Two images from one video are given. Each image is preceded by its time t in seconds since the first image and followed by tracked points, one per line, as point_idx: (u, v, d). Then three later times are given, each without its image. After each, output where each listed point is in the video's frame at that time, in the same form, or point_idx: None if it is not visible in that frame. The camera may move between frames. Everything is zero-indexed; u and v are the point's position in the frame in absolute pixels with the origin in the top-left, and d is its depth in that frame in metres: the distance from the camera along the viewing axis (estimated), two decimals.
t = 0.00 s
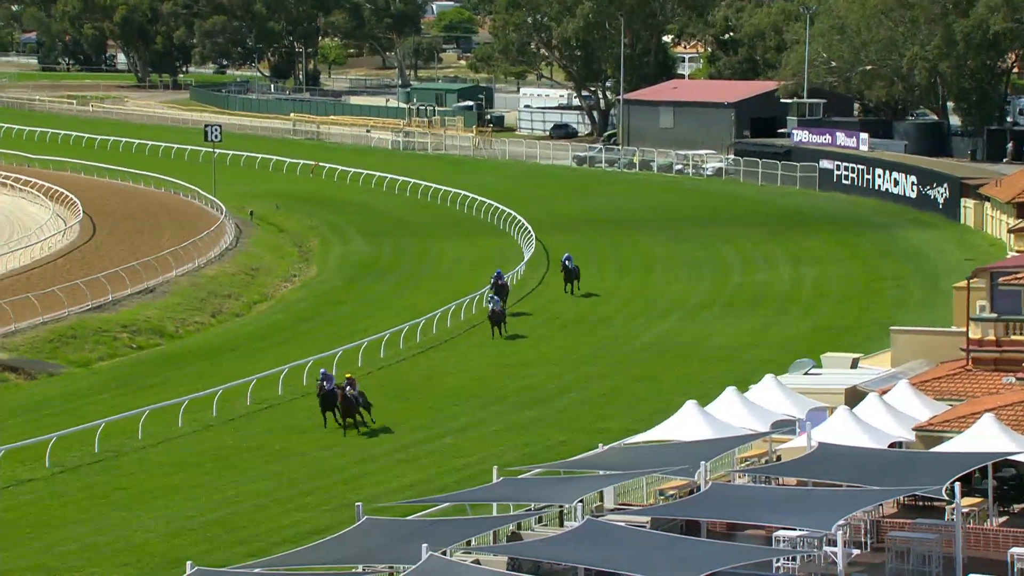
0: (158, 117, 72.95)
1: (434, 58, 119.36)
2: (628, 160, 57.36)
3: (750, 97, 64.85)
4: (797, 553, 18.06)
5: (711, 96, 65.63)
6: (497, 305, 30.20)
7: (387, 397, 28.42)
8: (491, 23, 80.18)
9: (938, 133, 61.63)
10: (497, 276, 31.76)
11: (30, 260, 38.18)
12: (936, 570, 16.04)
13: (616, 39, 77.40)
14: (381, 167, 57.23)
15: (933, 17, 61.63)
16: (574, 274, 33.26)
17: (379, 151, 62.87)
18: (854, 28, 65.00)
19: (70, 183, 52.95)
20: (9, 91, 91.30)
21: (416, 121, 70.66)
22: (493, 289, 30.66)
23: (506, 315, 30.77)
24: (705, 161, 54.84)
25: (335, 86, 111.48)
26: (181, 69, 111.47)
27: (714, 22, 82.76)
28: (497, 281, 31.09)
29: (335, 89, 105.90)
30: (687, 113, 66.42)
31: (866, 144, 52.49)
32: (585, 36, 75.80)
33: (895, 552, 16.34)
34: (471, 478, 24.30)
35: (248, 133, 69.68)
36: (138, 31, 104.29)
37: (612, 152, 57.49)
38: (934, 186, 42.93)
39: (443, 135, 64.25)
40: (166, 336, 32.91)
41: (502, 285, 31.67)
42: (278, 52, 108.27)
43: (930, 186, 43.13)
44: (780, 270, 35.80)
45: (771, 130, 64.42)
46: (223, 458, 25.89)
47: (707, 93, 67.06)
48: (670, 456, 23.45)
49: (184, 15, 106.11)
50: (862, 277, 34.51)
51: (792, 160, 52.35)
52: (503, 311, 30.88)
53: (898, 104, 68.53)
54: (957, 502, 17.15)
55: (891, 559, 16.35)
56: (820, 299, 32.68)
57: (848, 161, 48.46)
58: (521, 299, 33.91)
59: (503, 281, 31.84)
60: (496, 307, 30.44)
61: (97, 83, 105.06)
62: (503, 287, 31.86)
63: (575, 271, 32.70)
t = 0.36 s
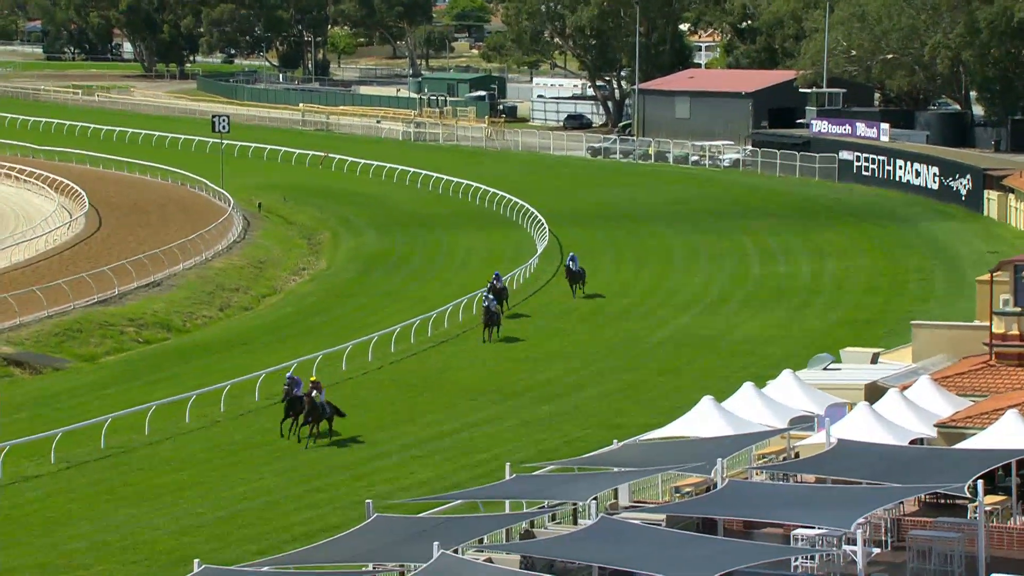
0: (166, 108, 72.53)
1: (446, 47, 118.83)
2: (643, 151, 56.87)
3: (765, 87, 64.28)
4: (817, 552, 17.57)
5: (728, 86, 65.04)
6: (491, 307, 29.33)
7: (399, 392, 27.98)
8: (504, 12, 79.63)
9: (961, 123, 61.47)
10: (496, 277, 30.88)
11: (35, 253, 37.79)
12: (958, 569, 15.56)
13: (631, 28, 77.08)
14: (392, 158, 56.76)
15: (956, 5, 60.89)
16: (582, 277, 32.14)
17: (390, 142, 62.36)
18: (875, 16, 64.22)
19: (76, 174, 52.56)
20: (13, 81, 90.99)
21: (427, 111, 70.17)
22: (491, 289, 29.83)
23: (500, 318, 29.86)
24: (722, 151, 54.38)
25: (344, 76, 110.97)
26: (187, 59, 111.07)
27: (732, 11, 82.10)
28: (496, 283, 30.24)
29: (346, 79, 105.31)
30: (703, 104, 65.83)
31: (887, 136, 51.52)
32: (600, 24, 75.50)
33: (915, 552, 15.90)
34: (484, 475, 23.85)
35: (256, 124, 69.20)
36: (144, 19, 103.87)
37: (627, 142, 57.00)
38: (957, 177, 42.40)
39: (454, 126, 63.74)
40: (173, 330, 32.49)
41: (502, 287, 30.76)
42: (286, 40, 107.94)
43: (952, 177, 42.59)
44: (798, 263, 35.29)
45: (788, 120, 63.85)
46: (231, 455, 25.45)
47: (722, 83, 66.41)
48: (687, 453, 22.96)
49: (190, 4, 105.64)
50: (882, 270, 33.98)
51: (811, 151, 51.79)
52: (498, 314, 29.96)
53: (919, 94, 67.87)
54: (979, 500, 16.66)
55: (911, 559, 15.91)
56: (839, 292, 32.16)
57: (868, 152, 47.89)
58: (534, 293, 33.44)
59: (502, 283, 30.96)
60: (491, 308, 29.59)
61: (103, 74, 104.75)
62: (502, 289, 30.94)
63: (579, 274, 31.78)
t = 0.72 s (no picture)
0: (174, 97, 72.17)
1: (459, 36, 118.28)
2: (660, 142, 56.38)
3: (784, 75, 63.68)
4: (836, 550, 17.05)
5: (747, 75, 64.39)
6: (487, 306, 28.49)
7: (410, 387, 27.51)
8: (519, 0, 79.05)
9: (985, 112, 60.53)
10: (495, 276, 30.07)
11: (41, 245, 37.37)
12: (983, 569, 15.15)
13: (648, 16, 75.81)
14: (404, 148, 56.33)
15: None
16: (584, 274, 31.11)
17: (402, 132, 61.81)
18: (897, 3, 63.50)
19: (83, 164, 52.20)
20: (18, 69, 90.68)
21: (439, 100, 69.73)
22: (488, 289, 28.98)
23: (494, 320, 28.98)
24: (740, 143, 53.92)
25: (355, 65, 110.54)
26: (195, 47, 110.73)
27: None
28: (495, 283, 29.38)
29: (358, 69, 104.67)
30: (721, 93, 65.12)
31: (909, 126, 51.54)
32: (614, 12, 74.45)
33: (937, 550, 15.49)
34: (497, 471, 23.39)
35: (266, 113, 68.80)
36: (152, 8, 103.51)
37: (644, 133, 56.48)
38: (980, 167, 41.77)
39: (467, 116, 63.28)
40: (181, 323, 32.06)
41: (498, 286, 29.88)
42: (296, 28, 107.54)
43: (975, 167, 41.97)
44: (818, 256, 34.76)
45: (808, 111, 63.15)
46: (240, 451, 25.01)
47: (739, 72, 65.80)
48: (704, 449, 22.48)
49: None
50: (905, 262, 33.43)
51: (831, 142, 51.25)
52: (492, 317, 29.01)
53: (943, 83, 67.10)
54: (1002, 498, 16.24)
55: (933, 557, 15.49)
56: (860, 286, 31.63)
57: (889, 142, 47.27)
58: (548, 286, 32.94)
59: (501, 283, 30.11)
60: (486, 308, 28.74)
61: (111, 62, 104.45)
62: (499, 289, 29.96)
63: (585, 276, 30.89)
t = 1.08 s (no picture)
0: (185, 86, 71.81)
1: (472, 23, 117.87)
2: (679, 130, 55.87)
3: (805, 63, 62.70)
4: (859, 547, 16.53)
5: (766, 63, 63.25)
6: (481, 309, 27.78)
7: (425, 380, 27.08)
8: None
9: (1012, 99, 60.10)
10: (491, 276, 29.27)
11: (49, 236, 36.97)
12: (1008, 568, 14.91)
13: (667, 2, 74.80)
14: (419, 137, 55.93)
15: None
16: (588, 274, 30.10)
17: (417, 121, 61.30)
18: None
19: (92, 154, 51.83)
20: (26, 57, 90.33)
21: (454, 89, 69.31)
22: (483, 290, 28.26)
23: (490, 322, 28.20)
24: (760, 131, 53.24)
25: (368, 52, 110.13)
26: (205, 35, 110.35)
27: None
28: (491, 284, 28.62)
29: (373, 57, 104.12)
30: (742, 81, 64.12)
31: (935, 113, 50.30)
32: None
33: (963, 548, 15.24)
34: (515, 466, 22.95)
35: (278, 102, 68.43)
36: None
37: (663, 122, 55.97)
38: (1007, 157, 41.25)
39: (483, 105, 62.84)
40: (192, 316, 31.66)
41: (495, 287, 29.01)
42: (309, 15, 107.01)
43: (1002, 157, 41.45)
44: (842, 246, 34.27)
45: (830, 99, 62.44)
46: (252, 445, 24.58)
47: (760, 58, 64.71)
48: (725, 445, 22.01)
49: None
50: (931, 253, 32.94)
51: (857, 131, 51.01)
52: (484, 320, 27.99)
53: (970, 71, 66.57)
54: None
55: (959, 555, 15.25)
56: (885, 277, 31.13)
57: (915, 131, 46.84)
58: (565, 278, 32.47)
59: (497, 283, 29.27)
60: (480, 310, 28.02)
61: (121, 49, 104.13)
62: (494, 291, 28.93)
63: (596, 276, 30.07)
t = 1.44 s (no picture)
0: (200, 74, 71.40)
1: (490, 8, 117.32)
2: (703, 119, 55.31)
3: (832, 49, 61.54)
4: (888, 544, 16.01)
5: (791, 49, 62.12)
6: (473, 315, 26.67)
7: (443, 374, 26.63)
8: None
9: None
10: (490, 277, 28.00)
11: (61, 227, 36.57)
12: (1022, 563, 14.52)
13: None
14: (437, 126, 55.48)
15: None
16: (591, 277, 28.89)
17: (435, 110, 60.76)
18: None
19: (106, 144, 51.46)
20: (39, 45, 90.05)
21: (473, 77, 68.83)
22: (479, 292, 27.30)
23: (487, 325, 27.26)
24: (787, 120, 52.55)
25: (384, 39, 109.62)
26: (219, 22, 109.94)
27: None
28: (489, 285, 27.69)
29: (389, 45, 103.46)
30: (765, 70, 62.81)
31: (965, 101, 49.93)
32: None
33: (996, 545, 14.97)
34: (535, 461, 22.50)
35: (294, 90, 68.01)
36: None
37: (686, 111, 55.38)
38: None
39: (502, 93, 62.35)
40: (206, 308, 31.25)
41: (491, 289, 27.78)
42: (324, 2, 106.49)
43: None
44: (869, 238, 33.74)
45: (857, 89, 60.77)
46: (267, 440, 24.16)
47: (785, 45, 63.54)
48: (750, 439, 21.52)
49: None
50: (960, 245, 32.40)
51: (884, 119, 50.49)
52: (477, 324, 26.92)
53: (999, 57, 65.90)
54: None
55: (992, 553, 14.98)
56: (913, 269, 30.60)
57: (944, 120, 46.36)
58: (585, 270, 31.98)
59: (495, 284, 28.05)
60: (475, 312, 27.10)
61: (134, 36, 103.77)
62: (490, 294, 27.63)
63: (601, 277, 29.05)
